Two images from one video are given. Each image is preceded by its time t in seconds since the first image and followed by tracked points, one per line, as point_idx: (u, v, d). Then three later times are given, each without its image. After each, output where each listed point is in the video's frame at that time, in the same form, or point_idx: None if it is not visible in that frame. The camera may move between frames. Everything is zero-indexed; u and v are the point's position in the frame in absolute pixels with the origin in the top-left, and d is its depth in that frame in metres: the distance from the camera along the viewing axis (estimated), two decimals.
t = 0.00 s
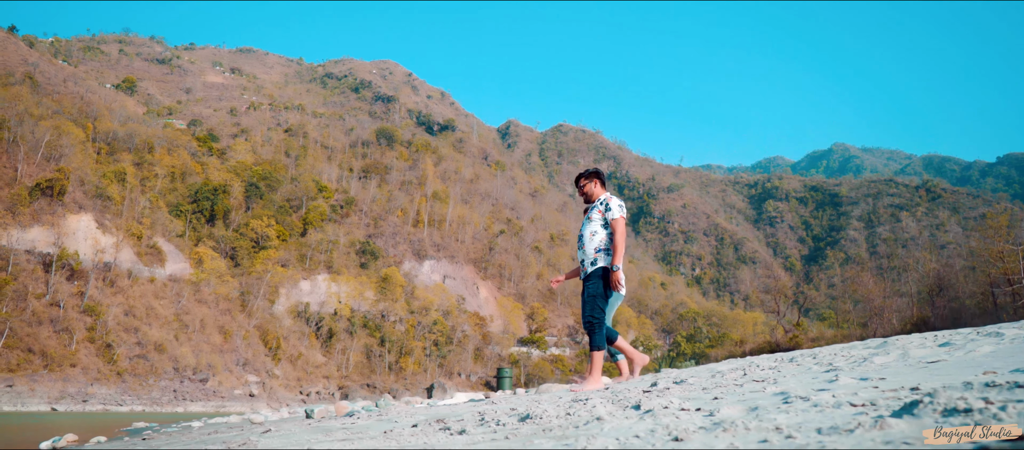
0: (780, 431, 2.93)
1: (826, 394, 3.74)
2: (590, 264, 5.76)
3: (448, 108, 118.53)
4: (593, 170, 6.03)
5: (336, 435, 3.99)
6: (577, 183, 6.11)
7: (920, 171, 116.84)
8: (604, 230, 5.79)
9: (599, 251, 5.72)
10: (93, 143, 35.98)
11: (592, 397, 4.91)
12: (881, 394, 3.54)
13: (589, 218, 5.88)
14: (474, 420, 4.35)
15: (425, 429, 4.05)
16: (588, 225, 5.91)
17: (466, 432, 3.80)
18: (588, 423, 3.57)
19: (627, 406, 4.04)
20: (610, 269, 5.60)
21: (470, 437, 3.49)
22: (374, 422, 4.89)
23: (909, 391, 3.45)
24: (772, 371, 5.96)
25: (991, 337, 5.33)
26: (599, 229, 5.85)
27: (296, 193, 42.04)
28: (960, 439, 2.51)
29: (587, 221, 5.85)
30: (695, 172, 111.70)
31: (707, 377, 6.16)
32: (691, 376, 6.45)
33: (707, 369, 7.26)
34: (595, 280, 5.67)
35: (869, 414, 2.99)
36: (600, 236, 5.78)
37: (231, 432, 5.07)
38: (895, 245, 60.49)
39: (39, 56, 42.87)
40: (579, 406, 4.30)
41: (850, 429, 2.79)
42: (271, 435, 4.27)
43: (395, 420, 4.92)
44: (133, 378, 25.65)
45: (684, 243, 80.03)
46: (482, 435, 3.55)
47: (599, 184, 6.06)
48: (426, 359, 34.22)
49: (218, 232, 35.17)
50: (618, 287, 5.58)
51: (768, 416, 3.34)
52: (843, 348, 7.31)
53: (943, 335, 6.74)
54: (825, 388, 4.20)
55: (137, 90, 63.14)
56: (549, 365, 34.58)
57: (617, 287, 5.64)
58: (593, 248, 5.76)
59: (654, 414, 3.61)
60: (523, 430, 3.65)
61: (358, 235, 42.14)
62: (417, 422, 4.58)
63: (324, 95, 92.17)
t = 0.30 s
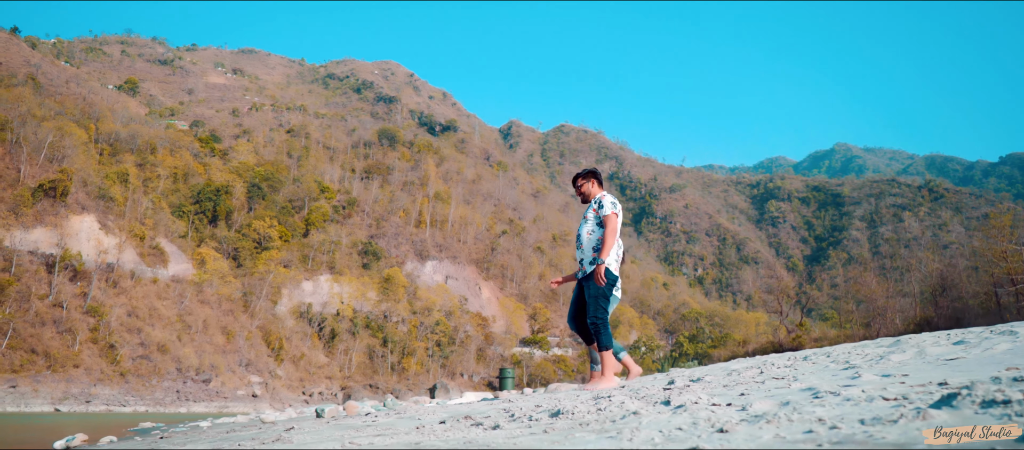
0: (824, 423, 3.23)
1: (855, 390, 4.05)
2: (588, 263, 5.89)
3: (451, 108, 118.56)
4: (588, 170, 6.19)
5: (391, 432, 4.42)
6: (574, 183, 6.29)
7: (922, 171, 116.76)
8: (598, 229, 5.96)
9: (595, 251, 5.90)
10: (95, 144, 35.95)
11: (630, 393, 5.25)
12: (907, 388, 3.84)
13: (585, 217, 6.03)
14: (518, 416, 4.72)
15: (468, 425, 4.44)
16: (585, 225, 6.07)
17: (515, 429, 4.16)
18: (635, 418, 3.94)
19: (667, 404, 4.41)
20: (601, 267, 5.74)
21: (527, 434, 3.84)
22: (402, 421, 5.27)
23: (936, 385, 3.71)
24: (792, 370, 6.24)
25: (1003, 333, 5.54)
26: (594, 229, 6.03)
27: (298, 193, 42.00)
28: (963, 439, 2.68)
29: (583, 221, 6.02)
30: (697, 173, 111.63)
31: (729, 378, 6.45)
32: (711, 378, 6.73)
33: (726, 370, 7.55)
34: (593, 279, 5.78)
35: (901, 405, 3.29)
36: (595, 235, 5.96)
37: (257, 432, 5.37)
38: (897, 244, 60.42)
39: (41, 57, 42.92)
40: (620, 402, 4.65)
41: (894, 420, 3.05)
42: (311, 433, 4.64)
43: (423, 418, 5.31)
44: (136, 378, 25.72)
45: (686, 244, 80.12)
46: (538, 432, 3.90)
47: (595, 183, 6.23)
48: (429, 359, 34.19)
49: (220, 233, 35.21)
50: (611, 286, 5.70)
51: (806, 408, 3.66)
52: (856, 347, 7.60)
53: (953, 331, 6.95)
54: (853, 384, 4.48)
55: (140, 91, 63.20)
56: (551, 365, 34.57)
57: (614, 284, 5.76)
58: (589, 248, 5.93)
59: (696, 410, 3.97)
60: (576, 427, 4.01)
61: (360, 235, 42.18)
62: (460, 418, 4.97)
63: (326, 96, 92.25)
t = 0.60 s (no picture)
0: (874, 414, 3.30)
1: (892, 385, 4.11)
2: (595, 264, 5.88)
3: (461, 108, 118.56)
4: (591, 171, 6.21)
5: (432, 426, 4.57)
6: (579, 184, 6.30)
7: (936, 170, 116.06)
8: (603, 229, 5.96)
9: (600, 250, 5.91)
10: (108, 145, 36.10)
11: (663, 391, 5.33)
12: (947, 381, 3.89)
13: (590, 218, 6.04)
14: (556, 412, 4.85)
15: (505, 420, 4.58)
16: (589, 225, 6.08)
17: (558, 422, 4.29)
18: (679, 412, 4.06)
19: (705, 399, 4.50)
20: (606, 265, 5.73)
21: (573, 428, 3.96)
22: (432, 417, 5.41)
23: (974, 379, 3.74)
24: (819, 367, 6.29)
25: None
26: (599, 230, 6.03)
27: (310, 194, 42.09)
28: (960, 439, 2.75)
29: (588, 221, 6.02)
30: (708, 172, 111.29)
31: (754, 375, 6.51)
32: (737, 375, 6.79)
33: (750, 369, 7.59)
34: (603, 279, 5.74)
35: (949, 397, 3.34)
36: (600, 235, 5.97)
37: (287, 429, 5.49)
38: (911, 244, 60.12)
39: (54, 60, 43.24)
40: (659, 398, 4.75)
41: (943, 411, 3.13)
42: (349, 428, 4.82)
43: (453, 415, 5.46)
44: (151, 378, 25.96)
45: (698, 244, 80.08)
46: (582, 426, 4.02)
47: (600, 183, 6.24)
48: (441, 360, 34.29)
49: (233, 234, 35.39)
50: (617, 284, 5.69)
51: (851, 400, 3.74)
52: (879, 346, 7.65)
53: (979, 330, 6.91)
54: (888, 379, 4.52)
55: (152, 93, 63.56)
56: (563, 365, 34.58)
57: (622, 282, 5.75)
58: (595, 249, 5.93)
59: (739, 403, 4.08)
60: (621, 421, 4.12)
61: (372, 236, 42.30)
62: (496, 414, 5.11)
63: (337, 97, 92.52)
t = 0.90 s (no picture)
0: (924, 405, 3.47)
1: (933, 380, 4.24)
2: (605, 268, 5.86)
3: (479, 109, 118.63)
4: (600, 174, 6.18)
5: (477, 420, 4.84)
6: (589, 188, 6.29)
7: (959, 168, 114.53)
8: (614, 234, 5.93)
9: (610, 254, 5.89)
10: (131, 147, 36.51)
11: (698, 387, 5.50)
12: (990, 375, 4.01)
13: (600, 222, 6.03)
14: (598, 407, 5.06)
15: (547, 415, 4.81)
16: (600, 229, 6.06)
17: (606, 415, 4.51)
18: (726, 405, 4.29)
19: (746, 393, 4.69)
20: (616, 269, 5.71)
21: (624, 421, 4.19)
22: (466, 414, 5.65)
23: (1019, 373, 3.82)
24: (851, 365, 6.35)
25: None
26: (610, 233, 6.01)
27: (329, 195, 42.26)
28: (961, 438, 2.83)
29: (599, 226, 6.00)
30: (727, 172, 110.49)
31: (785, 372, 6.56)
32: (768, 372, 6.83)
33: (779, 367, 7.62)
34: (614, 283, 5.71)
35: (994, 390, 3.46)
36: (611, 239, 5.95)
37: (324, 425, 5.76)
38: (933, 244, 59.39)
39: (78, 63, 43.86)
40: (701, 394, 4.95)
41: (995, 402, 3.28)
42: (391, 423, 5.10)
43: (486, 412, 5.70)
44: (172, 378, 26.23)
45: (717, 243, 79.80)
46: (632, 419, 4.23)
47: (610, 187, 6.23)
48: (460, 360, 34.34)
49: (253, 234, 35.62)
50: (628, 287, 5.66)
51: (896, 393, 3.90)
52: (910, 344, 7.64)
53: (1013, 328, 6.90)
54: (926, 374, 4.63)
55: (174, 95, 64.30)
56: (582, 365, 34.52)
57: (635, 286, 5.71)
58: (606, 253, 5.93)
59: (783, 397, 4.29)
60: (668, 414, 4.34)
61: (390, 236, 42.43)
62: (535, 410, 5.34)
63: (355, 98, 93.10)
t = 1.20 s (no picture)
0: (974, 397, 3.51)
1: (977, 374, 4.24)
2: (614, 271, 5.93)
3: (497, 109, 118.56)
4: (612, 176, 6.17)
5: (518, 417, 5.04)
6: (599, 189, 6.31)
7: (983, 166, 112.80)
8: (624, 236, 5.95)
9: (619, 258, 5.93)
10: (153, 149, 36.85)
11: (732, 386, 5.63)
12: None
13: (611, 223, 6.06)
14: (638, 401, 5.25)
15: (588, 410, 5.01)
16: (610, 231, 6.09)
17: (649, 411, 4.70)
18: (769, 400, 4.46)
19: (787, 391, 4.84)
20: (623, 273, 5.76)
21: (669, 415, 4.39)
22: (503, 411, 5.86)
23: None
24: (885, 362, 6.30)
25: None
26: (621, 236, 6.02)
27: (348, 195, 42.36)
28: (960, 438, 2.86)
29: (608, 228, 6.03)
30: (747, 171, 109.69)
31: (817, 371, 6.50)
32: (798, 371, 6.79)
33: (810, 365, 7.58)
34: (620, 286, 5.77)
35: None
36: (622, 241, 5.96)
37: (364, 420, 6.06)
38: (957, 243, 58.59)
39: (101, 66, 44.45)
40: (744, 391, 5.11)
41: None
42: (434, 418, 5.39)
43: (524, 408, 5.91)
44: (195, 377, 26.45)
45: (736, 243, 79.40)
46: (675, 414, 4.38)
47: (619, 187, 6.23)
48: (479, 360, 34.39)
49: (273, 235, 35.86)
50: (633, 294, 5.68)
51: (940, 386, 3.97)
52: (944, 341, 7.53)
53: None
54: (967, 369, 4.62)
55: (195, 97, 64.98)
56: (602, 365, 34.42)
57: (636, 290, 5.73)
58: (616, 254, 5.96)
59: (828, 392, 4.43)
60: (711, 409, 4.53)
61: (409, 237, 42.50)
62: (574, 405, 5.54)
63: (374, 99, 93.55)
